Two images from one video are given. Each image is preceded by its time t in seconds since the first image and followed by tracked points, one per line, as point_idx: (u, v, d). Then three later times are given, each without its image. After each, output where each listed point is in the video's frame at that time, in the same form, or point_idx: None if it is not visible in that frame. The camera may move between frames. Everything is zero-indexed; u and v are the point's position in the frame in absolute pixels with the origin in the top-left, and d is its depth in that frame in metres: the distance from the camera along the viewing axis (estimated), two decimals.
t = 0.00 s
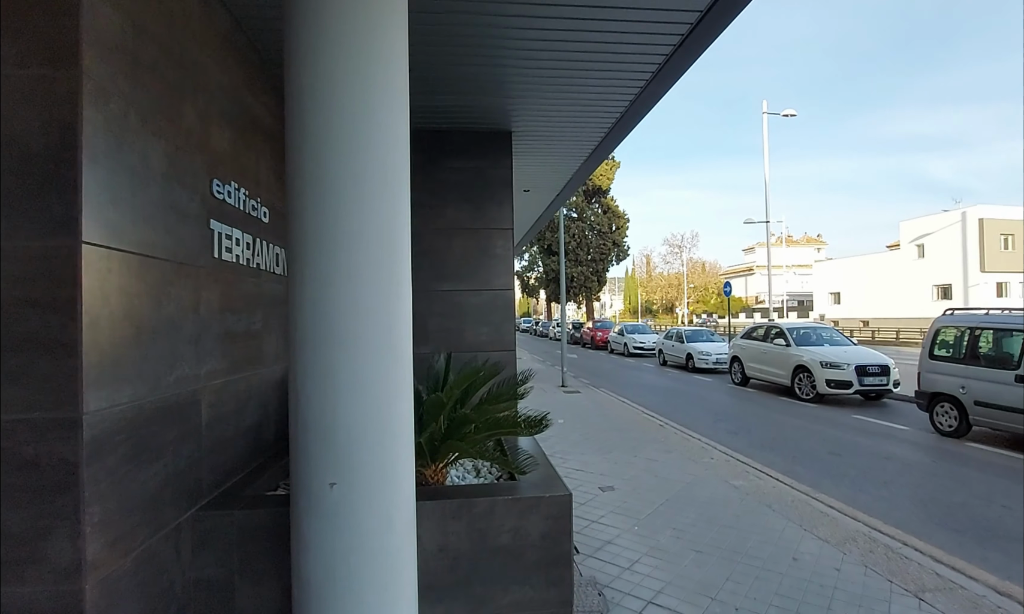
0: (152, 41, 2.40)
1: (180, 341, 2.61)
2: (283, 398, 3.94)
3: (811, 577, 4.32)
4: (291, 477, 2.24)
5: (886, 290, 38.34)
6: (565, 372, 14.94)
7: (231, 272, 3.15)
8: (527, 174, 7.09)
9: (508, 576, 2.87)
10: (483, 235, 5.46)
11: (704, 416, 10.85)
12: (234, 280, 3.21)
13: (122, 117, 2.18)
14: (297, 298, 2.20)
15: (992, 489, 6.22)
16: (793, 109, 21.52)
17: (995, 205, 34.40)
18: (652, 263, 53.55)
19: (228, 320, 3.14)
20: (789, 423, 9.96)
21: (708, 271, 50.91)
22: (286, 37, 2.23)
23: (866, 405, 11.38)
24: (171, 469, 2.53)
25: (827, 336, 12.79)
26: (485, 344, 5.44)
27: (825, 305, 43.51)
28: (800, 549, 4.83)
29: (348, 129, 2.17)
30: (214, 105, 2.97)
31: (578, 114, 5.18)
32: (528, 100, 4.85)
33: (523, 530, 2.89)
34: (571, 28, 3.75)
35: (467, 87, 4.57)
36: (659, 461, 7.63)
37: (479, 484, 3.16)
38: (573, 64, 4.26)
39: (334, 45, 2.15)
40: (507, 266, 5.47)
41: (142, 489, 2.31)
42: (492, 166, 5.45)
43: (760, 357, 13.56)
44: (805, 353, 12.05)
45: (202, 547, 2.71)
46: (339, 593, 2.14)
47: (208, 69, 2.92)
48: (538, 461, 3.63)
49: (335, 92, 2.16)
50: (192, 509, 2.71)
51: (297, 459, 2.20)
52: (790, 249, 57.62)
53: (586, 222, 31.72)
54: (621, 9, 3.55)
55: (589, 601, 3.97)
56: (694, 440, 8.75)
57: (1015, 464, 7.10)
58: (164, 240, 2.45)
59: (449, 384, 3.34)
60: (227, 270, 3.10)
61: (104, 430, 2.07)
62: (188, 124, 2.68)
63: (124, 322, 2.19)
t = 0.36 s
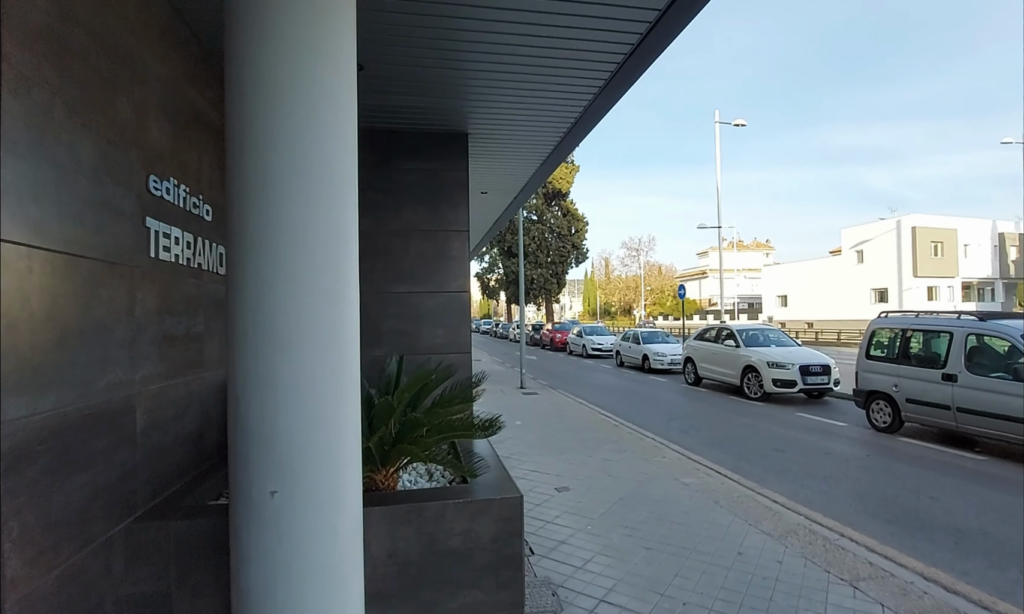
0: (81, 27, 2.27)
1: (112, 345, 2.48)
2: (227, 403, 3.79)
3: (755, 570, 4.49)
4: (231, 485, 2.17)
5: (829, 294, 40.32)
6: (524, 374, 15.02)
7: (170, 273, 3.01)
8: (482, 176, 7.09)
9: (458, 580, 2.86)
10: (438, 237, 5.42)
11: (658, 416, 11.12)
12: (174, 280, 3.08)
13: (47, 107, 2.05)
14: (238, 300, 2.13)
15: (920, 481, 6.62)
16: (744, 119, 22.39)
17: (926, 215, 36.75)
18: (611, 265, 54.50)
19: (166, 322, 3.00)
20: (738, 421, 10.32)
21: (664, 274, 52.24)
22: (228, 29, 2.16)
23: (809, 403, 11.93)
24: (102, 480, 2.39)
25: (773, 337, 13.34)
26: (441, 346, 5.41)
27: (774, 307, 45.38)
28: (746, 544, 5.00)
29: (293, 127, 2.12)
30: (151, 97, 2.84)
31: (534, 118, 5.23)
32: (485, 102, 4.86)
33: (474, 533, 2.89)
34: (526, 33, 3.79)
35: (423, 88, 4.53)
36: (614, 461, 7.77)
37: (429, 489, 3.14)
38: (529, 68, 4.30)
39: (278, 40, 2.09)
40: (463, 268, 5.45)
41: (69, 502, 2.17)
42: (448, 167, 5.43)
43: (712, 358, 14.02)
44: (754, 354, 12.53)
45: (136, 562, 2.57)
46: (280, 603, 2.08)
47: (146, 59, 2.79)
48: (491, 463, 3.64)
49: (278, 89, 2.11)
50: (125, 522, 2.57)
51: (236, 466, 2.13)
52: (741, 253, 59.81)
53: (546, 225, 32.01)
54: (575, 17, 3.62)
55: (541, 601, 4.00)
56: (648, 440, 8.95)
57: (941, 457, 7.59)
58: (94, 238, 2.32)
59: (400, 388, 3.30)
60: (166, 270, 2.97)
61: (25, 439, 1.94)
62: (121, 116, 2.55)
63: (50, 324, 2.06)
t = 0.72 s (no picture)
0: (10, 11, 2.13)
1: (43, 349, 2.33)
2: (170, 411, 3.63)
3: (709, 565, 4.60)
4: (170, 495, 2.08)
5: (782, 296, 41.90)
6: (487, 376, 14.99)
7: (109, 273, 2.86)
8: (443, 177, 7.05)
9: (414, 587, 2.82)
10: (397, 239, 5.34)
11: (618, 416, 11.30)
12: (113, 281, 2.92)
13: None
14: (178, 303, 2.05)
15: (863, 475, 6.95)
16: (702, 127, 23.07)
17: (870, 221, 38.66)
18: (574, 268, 55.08)
19: (104, 325, 2.85)
20: (695, 421, 10.60)
21: (626, 277, 53.17)
22: (168, 21, 2.08)
23: (762, 402, 12.35)
24: (32, 493, 2.25)
25: (729, 338, 13.76)
26: (399, 349, 5.34)
27: (731, 310, 46.85)
28: (701, 539, 5.13)
29: (237, 124, 2.05)
30: (88, 88, 2.70)
31: (494, 120, 5.24)
32: (444, 103, 4.85)
33: (430, 538, 2.86)
34: (484, 35, 3.80)
35: (381, 86, 4.47)
36: (575, 461, 7.85)
37: (383, 495, 3.09)
38: (488, 70, 4.30)
39: (222, 32, 2.03)
40: (423, 270, 5.38)
41: None
42: (407, 168, 5.37)
43: (671, 359, 14.34)
44: (710, 355, 12.90)
45: (69, 580, 2.43)
46: None
47: (82, 48, 2.65)
48: (449, 467, 3.61)
49: (221, 84, 2.04)
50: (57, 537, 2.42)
51: (175, 476, 2.04)
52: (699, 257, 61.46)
53: (509, 227, 32.08)
54: (531, 21, 3.65)
55: (500, 604, 3.98)
56: (608, 440, 9.09)
57: (882, 452, 7.98)
58: (24, 236, 2.19)
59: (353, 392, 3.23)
60: (104, 270, 2.82)
61: None
62: (54, 108, 2.41)
63: None
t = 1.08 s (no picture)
0: None
1: None
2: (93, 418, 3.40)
3: (654, 561, 4.72)
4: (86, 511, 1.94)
5: (727, 299, 43.63)
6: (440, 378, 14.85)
7: (24, 272, 2.65)
8: (394, 177, 6.95)
9: (357, 595, 2.76)
10: (344, 239, 5.21)
11: (570, 417, 11.44)
12: (28, 280, 2.71)
13: None
14: (97, 306, 1.92)
15: (798, 470, 7.31)
16: (652, 135, 23.92)
17: (807, 229, 40.84)
18: (529, 270, 55.48)
19: (19, 328, 2.64)
20: (643, 420, 10.87)
21: (579, 279, 53.98)
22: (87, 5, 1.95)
23: (707, 401, 12.80)
24: None
25: (676, 340, 14.19)
26: (346, 352, 5.22)
27: (679, 312, 48.36)
28: (647, 536, 5.27)
29: (165, 117, 1.95)
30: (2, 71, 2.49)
31: (444, 120, 5.21)
32: (394, 102, 4.78)
33: (374, 545, 2.80)
34: (434, 35, 3.78)
35: (328, 82, 4.36)
36: (526, 462, 7.89)
37: (324, 502, 3.01)
38: (438, 70, 4.28)
39: (149, 19, 1.92)
40: (371, 271, 5.27)
41: None
42: (355, 166, 5.25)
43: (621, 360, 14.65)
44: (658, 356, 13.26)
45: None
46: None
47: None
48: (396, 471, 3.55)
49: (147, 74, 1.93)
50: None
51: (93, 490, 1.91)
52: (649, 261, 63.23)
53: (464, 228, 31.95)
54: (480, 23, 3.66)
55: (448, 608, 3.94)
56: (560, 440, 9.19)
57: (816, 447, 8.42)
58: None
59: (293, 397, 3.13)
60: (19, 268, 2.61)
61: None
62: None
63: None
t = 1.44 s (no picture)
0: None
1: None
2: None
3: (599, 559, 4.80)
4: None
5: (671, 302, 45.13)
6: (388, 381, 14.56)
7: None
8: (338, 176, 6.78)
9: (293, 608, 2.65)
10: (284, 237, 5.01)
11: (519, 418, 11.49)
12: None
13: None
14: None
15: (735, 465, 7.64)
16: (600, 141, 24.53)
17: (745, 235, 42.86)
18: (479, 272, 55.48)
19: None
20: (591, 421, 11.06)
21: (530, 281, 54.39)
22: None
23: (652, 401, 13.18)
24: None
25: (623, 341, 14.53)
26: (286, 355, 5.04)
27: (626, 314, 49.60)
28: (593, 534, 5.35)
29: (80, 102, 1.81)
30: None
31: (390, 117, 5.13)
32: (337, 98, 4.67)
33: (313, 555, 2.71)
34: (379, 31, 3.72)
35: (267, 75, 4.21)
36: (475, 465, 7.86)
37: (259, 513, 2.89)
38: (384, 67, 4.22)
39: None
40: (312, 271, 5.09)
41: None
42: (296, 163, 5.08)
43: (570, 361, 14.86)
44: (606, 357, 13.54)
45: None
46: None
47: None
48: (337, 478, 3.45)
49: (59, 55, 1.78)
50: None
51: None
52: (598, 264, 64.59)
53: (413, 229, 31.55)
54: (427, 21, 3.63)
55: None
56: (508, 442, 9.21)
57: (752, 443, 8.83)
58: None
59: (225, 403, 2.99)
60: None
61: None
62: None
63: None
